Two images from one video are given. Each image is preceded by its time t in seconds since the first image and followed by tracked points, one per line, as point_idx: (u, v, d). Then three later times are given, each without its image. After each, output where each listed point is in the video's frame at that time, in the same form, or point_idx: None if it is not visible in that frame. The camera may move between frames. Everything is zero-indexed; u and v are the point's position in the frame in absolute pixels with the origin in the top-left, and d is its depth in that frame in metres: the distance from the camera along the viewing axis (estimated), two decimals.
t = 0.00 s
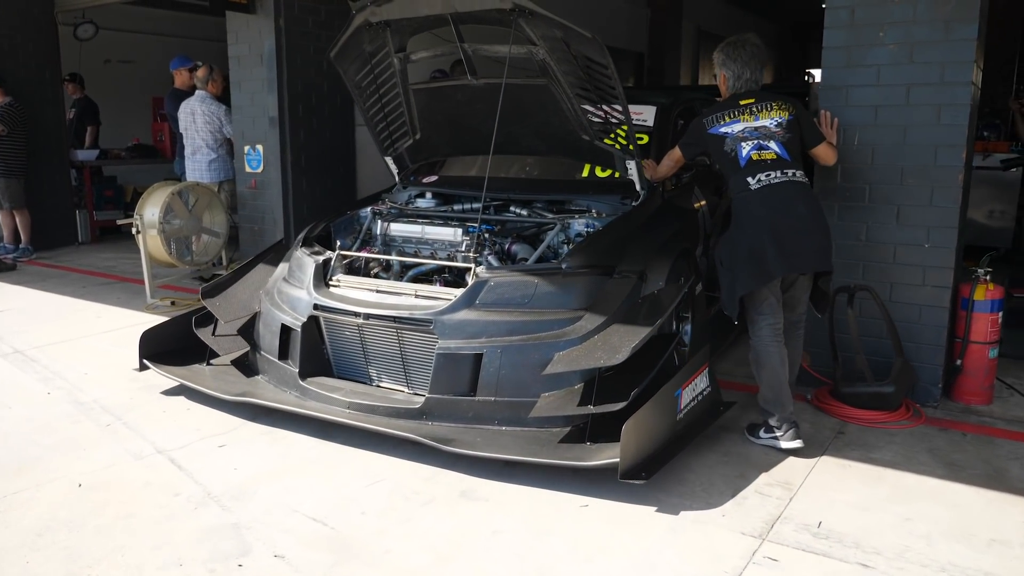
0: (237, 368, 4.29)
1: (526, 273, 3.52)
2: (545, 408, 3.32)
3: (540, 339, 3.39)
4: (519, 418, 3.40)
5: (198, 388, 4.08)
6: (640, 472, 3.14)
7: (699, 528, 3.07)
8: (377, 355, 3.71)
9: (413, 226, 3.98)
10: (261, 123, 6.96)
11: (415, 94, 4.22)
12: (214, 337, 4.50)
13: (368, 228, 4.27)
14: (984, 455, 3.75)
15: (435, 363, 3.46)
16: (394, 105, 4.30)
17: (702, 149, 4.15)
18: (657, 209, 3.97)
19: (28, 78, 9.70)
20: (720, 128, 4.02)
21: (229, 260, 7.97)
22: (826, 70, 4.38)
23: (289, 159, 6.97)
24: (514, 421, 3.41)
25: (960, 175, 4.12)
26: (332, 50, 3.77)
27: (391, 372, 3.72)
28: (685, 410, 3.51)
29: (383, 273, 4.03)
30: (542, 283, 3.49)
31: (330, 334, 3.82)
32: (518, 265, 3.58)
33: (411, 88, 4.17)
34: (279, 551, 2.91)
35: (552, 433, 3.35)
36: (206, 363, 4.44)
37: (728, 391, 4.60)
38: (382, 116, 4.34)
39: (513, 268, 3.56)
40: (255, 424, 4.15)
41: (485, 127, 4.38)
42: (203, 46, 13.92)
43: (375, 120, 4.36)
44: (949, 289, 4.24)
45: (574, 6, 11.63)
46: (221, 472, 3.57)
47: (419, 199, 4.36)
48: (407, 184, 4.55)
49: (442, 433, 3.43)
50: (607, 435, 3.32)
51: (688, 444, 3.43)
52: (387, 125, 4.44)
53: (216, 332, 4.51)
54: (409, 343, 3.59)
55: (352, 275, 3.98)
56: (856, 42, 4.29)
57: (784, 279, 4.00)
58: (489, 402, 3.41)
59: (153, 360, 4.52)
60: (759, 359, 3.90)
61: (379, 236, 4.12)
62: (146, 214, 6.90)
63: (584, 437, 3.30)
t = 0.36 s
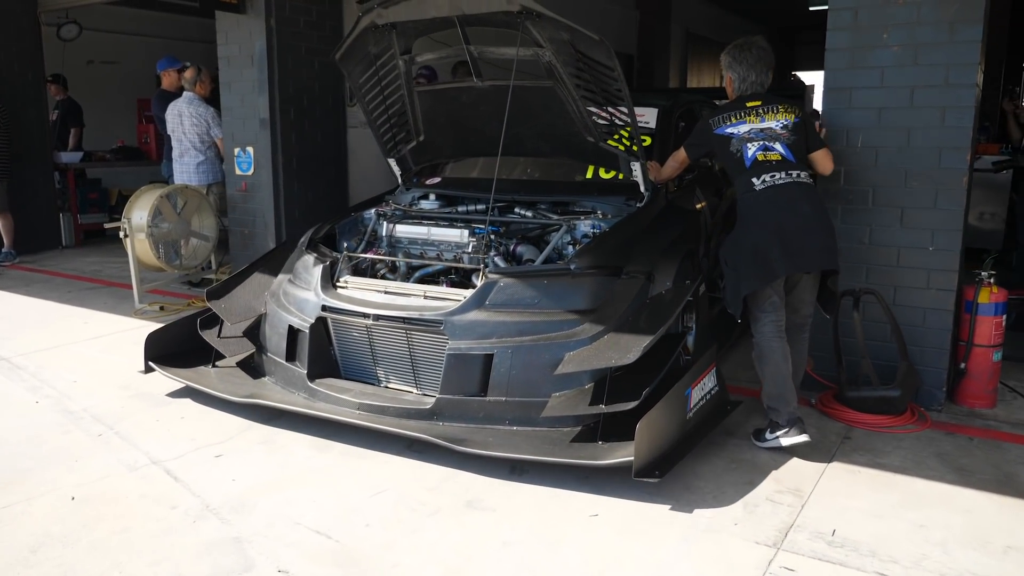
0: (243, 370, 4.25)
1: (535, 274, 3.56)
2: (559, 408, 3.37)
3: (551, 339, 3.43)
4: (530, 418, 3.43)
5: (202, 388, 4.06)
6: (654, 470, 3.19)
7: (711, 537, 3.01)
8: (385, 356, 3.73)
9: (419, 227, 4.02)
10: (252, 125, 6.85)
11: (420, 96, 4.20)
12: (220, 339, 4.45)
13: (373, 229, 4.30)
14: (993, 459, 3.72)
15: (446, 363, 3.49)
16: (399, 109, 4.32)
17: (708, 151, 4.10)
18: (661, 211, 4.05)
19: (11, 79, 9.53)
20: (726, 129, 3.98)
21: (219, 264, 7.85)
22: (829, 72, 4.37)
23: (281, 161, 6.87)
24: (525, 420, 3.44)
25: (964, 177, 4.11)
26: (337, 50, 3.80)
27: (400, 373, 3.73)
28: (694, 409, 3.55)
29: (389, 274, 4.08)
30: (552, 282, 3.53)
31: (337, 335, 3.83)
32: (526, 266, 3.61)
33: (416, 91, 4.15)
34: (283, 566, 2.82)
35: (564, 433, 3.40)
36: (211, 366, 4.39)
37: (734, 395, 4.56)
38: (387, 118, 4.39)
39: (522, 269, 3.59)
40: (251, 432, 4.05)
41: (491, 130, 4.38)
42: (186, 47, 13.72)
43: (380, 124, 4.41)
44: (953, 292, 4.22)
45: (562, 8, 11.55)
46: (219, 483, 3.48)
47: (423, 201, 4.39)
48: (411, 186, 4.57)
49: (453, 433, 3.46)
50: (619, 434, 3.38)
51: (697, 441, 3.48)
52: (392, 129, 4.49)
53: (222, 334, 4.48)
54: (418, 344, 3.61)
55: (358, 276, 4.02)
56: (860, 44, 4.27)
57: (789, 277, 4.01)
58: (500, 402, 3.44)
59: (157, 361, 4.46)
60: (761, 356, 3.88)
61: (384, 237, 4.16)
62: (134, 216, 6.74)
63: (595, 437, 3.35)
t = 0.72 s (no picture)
0: (250, 370, 4.28)
1: (542, 275, 3.66)
2: (570, 407, 3.44)
3: (560, 338, 3.50)
4: (541, 416, 3.50)
5: (209, 389, 4.07)
6: (667, 467, 3.26)
7: (725, 546, 2.95)
8: (394, 356, 3.79)
9: (425, 228, 4.13)
10: (242, 126, 6.74)
11: (425, 98, 4.29)
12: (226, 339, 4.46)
13: (379, 230, 4.40)
14: (1002, 463, 3.68)
15: (457, 363, 3.56)
16: (403, 111, 4.41)
17: (716, 151, 4.15)
18: (665, 212, 4.12)
19: None
20: (734, 129, 4.03)
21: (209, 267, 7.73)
22: (832, 73, 4.34)
23: (272, 163, 6.76)
24: (535, 419, 3.51)
25: (969, 179, 4.08)
26: (344, 49, 3.91)
27: (409, 373, 3.80)
28: (703, 408, 3.62)
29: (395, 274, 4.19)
30: (560, 282, 3.62)
31: (345, 336, 3.89)
32: (533, 266, 3.70)
33: (421, 91, 4.25)
34: None
35: (575, 431, 3.46)
36: (217, 366, 4.40)
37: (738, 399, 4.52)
38: (392, 119, 4.49)
39: (529, 270, 3.68)
40: (249, 441, 3.96)
41: (496, 130, 4.47)
42: (171, 47, 13.55)
43: (383, 126, 4.51)
44: (957, 294, 4.19)
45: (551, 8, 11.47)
46: (217, 494, 3.38)
47: (427, 202, 4.50)
48: (415, 186, 4.68)
49: (464, 432, 3.52)
50: (630, 432, 3.45)
51: (706, 442, 3.54)
52: (396, 131, 4.60)
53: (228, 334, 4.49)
54: (427, 344, 3.68)
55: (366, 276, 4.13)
56: (864, 45, 4.24)
57: (791, 274, 4.02)
58: (511, 401, 3.51)
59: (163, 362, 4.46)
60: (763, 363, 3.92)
61: (391, 238, 4.26)
62: (122, 220, 6.61)
63: (607, 435, 3.42)
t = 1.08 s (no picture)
0: (256, 372, 4.30)
1: (551, 276, 3.72)
2: (580, 407, 3.49)
3: (569, 338, 3.55)
4: (550, 416, 3.55)
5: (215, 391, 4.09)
6: (679, 466, 3.29)
7: (739, 557, 2.89)
8: (401, 357, 3.85)
9: (430, 229, 4.20)
10: (232, 128, 6.62)
11: (428, 99, 4.31)
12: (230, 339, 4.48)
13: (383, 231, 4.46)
14: (1010, 468, 3.65)
15: (467, 363, 3.62)
16: (406, 113, 4.43)
17: (719, 153, 4.21)
18: (669, 214, 4.22)
19: None
20: (738, 132, 4.11)
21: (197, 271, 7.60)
22: (835, 75, 4.29)
23: (263, 165, 6.65)
24: (545, 419, 3.56)
25: (973, 181, 4.05)
26: (349, 52, 3.93)
27: (417, 374, 3.84)
28: (712, 407, 3.67)
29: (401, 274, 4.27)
30: (569, 283, 3.69)
31: (353, 337, 3.93)
32: (542, 267, 3.77)
33: (425, 93, 4.27)
34: None
35: (585, 431, 3.52)
36: (221, 367, 4.42)
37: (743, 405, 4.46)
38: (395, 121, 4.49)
39: (538, 271, 3.75)
40: (245, 451, 3.86)
41: (498, 133, 4.48)
42: (155, 48, 13.34)
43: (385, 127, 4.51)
44: (962, 297, 4.16)
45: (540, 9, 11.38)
46: (214, 508, 3.28)
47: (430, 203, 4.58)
48: (417, 188, 4.75)
49: (474, 432, 3.58)
50: (640, 431, 3.50)
51: (714, 443, 3.58)
52: (400, 131, 4.62)
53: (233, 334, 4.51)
54: (436, 345, 3.74)
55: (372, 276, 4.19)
56: (868, 46, 4.20)
57: (794, 276, 4.07)
58: (521, 401, 3.57)
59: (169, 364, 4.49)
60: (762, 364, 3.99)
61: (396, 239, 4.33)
62: (109, 224, 6.48)
63: (617, 433, 3.46)
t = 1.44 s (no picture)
0: (262, 374, 4.37)
1: (559, 277, 3.84)
2: (590, 407, 3.60)
3: (579, 339, 3.66)
4: (561, 416, 3.66)
5: (225, 392, 4.17)
6: (691, 464, 3.37)
7: (753, 569, 2.83)
8: (409, 358, 3.94)
9: (435, 231, 4.27)
10: (222, 130, 6.51)
11: (432, 102, 4.39)
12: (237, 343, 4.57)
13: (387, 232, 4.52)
14: (1019, 474, 3.62)
15: (477, 364, 3.72)
16: (410, 116, 4.50)
17: (722, 155, 4.33)
18: (671, 217, 4.37)
19: None
20: (740, 135, 4.23)
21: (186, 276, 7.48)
22: (838, 77, 4.27)
23: (253, 169, 6.53)
24: (555, 418, 3.67)
25: (978, 184, 4.03)
26: (356, 56, 3.95)
27: (425, 376, 3.94)
28: (720, 406, 3.74)
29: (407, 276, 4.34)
30: (578, 284, 3.81)
31: (362, 339, 4.02)
32: (551, 269, 3.89)
33: (430, 96, 4.35)
34: None
35: (596, 431, 3.62)
36: (226, 370, 4.49)
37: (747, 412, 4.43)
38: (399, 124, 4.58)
39: (547, 272, 3.87)
40: (242, 462, 3.77)
41: (503, 135, 4.61)
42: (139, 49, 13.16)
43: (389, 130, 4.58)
44: (966, 301, 4.14)
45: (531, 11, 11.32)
46: (212, 522, 3.19)
47: (434, 205, 4.61)
48: (421, 190, 4.84)
49: (484, 432, 3.68)
50: (650, 431, 3.60)
51: (723, 443, 3.64)
52: (401, 132, 4.65)
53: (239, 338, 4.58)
54: (444, 346, 3.83)
55: (379, 278, 4.26)
56: (871, 48, 4.17)
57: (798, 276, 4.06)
58: (531, 401, 3.67)
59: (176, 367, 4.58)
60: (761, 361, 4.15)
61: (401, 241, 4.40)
62: (94, 228, 6.36)
63: (628, 433, 3.56)
